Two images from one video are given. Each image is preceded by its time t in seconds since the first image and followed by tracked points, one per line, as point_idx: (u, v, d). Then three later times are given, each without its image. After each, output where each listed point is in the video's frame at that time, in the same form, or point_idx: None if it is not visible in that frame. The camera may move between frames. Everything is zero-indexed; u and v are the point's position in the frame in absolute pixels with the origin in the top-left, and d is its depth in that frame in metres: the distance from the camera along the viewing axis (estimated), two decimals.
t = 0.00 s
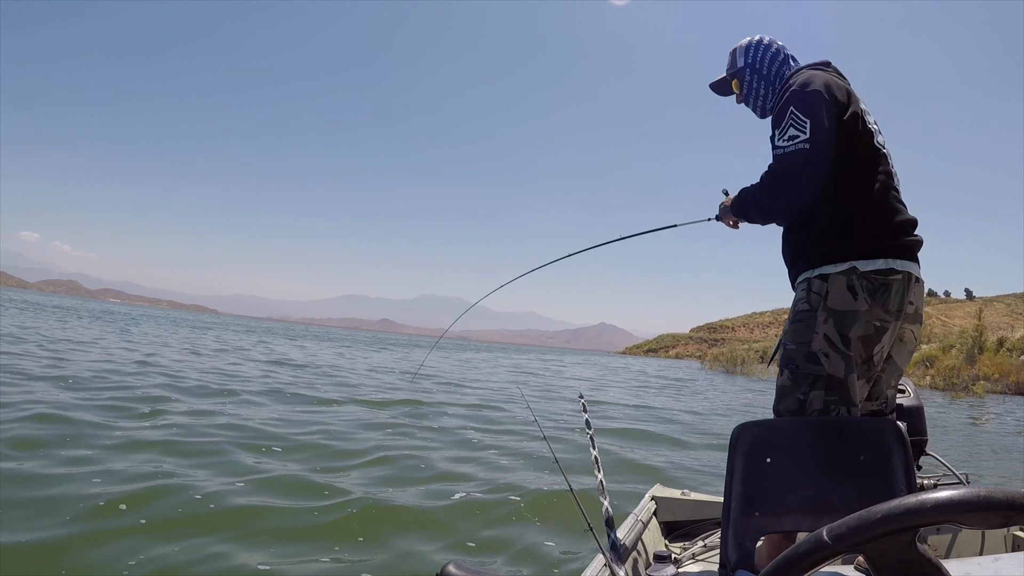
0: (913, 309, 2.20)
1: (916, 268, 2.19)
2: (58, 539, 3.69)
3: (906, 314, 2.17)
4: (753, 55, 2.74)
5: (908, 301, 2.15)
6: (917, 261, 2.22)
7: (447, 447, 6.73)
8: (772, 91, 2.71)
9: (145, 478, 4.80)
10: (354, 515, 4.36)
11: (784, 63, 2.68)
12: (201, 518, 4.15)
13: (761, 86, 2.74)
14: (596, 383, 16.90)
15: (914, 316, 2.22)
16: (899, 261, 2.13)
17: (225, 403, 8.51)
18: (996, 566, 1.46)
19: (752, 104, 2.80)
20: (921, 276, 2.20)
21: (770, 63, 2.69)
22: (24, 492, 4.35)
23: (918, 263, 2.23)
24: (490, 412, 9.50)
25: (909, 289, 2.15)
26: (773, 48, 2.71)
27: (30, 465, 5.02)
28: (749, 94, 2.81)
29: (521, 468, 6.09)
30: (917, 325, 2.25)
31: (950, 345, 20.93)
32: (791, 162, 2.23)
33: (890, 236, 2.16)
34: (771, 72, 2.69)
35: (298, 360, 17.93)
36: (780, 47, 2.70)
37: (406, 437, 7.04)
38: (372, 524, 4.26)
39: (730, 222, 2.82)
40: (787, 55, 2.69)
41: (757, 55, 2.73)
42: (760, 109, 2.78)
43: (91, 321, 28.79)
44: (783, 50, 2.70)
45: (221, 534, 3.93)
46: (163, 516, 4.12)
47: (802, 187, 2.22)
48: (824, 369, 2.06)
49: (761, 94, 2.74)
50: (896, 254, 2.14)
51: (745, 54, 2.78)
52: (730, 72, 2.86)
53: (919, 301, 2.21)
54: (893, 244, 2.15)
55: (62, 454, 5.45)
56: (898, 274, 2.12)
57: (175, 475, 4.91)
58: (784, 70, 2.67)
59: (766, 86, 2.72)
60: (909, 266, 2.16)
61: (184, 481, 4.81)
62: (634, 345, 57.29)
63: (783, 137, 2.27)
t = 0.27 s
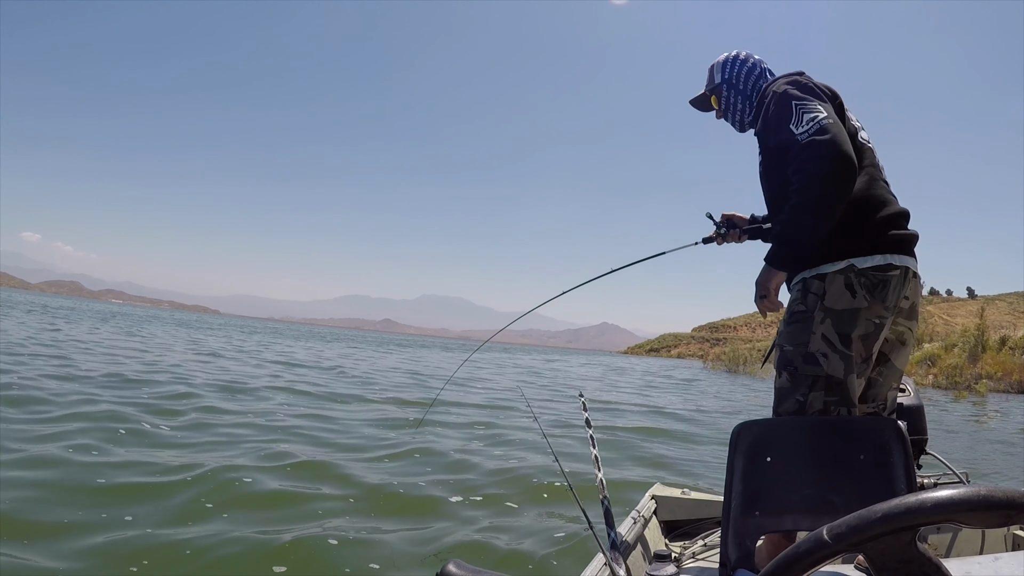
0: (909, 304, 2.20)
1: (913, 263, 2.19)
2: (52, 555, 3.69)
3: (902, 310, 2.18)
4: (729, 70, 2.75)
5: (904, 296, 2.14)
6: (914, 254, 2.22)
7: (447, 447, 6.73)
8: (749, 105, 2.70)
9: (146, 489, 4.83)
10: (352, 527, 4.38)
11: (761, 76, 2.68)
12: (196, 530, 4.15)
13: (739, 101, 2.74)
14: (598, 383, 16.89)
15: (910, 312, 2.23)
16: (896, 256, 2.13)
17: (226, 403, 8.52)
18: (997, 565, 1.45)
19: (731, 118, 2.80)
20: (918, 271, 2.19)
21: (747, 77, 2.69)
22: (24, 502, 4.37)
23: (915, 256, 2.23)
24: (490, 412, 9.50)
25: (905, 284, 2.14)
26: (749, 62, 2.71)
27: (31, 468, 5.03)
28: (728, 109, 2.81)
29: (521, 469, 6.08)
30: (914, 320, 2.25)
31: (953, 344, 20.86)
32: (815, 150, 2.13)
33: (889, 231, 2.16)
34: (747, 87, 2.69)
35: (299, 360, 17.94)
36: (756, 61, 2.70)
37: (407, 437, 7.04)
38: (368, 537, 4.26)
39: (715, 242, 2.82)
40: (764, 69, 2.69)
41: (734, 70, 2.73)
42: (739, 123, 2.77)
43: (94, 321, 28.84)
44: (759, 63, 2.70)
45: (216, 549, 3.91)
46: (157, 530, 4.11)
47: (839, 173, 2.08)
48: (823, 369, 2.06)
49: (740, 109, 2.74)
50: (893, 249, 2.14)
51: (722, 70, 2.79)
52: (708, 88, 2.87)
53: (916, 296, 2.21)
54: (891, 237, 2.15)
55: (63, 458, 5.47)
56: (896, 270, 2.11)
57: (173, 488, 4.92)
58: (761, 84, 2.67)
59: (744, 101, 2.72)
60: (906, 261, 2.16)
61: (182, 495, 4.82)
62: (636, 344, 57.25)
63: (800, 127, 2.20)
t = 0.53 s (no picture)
0: (908, 301, 2.21)
1: (912, 260, 2.19)
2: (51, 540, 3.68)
3: (901, 308, 2.18)
4: (709, 89, 2.76)
5: (901, 294, 2.15)
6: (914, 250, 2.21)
7: (448, 446, 6.74)
8: (732, 122, 2.71)
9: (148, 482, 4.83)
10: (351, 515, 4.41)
11: (740, 91, 2.69)
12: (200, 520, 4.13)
13: (721, 119, 2.74)
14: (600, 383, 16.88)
15: (909, 309, 2.23)
16: (895, 253, 2.13)
17: (228, 403, 8.53)
18: (996, 565, 1.45)
19: (715, 136, 2.81)
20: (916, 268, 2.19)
21: (727, 94, 2.70)
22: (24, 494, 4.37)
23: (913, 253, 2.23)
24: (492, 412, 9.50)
25: (904, 282, 2.15)
26: (728, 79, 2.71)
27: (34, 468, 5.04)
28: (712, 127, 2.81)
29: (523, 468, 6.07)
30: (913, 318, 2.25)
31: (955, 343, 20.79)
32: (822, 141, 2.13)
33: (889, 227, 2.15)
34: (728, 105, 2.69)
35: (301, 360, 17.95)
36: (735, 77, 2.71)
37: (408, 437, 7.04)
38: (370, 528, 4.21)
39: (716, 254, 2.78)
40: (744, 84, 2.70)
41: (713, 88, 2.74)
42: (723, 140, 2.77)
43: (97, 322, 28.87)
44: (738, 79, 2.70)
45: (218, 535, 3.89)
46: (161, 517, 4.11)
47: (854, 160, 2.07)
48: (824, 370, 2.07)
49: (723, 127, 2.74)
50: (893, 246, 2.14)
51: (702, 89, 2.79)
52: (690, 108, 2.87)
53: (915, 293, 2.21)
54: (893, 232, 2.15)
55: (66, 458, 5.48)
56: (895, 267, 2.11)
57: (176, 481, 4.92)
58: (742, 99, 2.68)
59: (726, 118, 2.72)
60: (905, 258, 2.16)
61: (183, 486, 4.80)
62: (638, 344, 57.23)
63: (799, 124, 2.21)
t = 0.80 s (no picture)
0: (905, 301, 2.20)
1: (909, 260, 2.18)
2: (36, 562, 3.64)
3: (898, 308, 2.18)
4: (707, 88, 2.77)
5: (899, 293, 2.14)
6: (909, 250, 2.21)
7: (448, 447, 6.74)
8: (730, 119, 2.70)
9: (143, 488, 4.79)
10: (345, 524, 4.46)
11: (737, 87, 2.68)
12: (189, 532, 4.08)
13: (721, 117, 2.74)
14: (601, 383, 16.87)
15: (908, 308, 2.22)
16: (891, 254, 2.12)
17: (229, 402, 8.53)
18: (994, 567, 1.45)
19: (717, 134, 2.81)
20: (913, 268, 2.19)
21: (724, 92, 2.70)
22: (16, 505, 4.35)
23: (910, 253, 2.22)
24: (492, 412, 9.48)
25: (901, 282, 2.15)
26: (724, 76, 2.71)
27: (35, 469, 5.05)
28: (713, 126, 2.82)
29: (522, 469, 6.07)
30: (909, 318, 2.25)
31: (958, 345, 20.74)
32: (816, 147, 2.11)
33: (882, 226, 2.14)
34: (725, 102, 2.70)
35: (303, 359, 17.97)
36: (731, 74, 2.70)
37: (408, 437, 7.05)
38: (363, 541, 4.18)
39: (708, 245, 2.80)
40: (741, 79, 2.68)
41: (711, 87, 2.75)
42: (725, 139, 2.77)
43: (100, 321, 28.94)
44: (735, 76, 2.70)
45: (207, 551, 3.84)
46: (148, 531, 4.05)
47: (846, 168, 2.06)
48: (821, 371, 2.07)
49: (723, 125, 2.75)
50: (889, 245, 2.13)
51: (701, 89, 2.81)
52: (691, 108, 2.90)
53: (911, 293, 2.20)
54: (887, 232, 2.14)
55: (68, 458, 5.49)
56: (892, 267, 2.10)
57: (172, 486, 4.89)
58: (738, 95, 2.67)
59: (724, 116, 2.73)
60: (902, 257, 2.15)
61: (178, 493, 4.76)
62: (640, 345, 57.20)
63: (790, 132, 2.17)
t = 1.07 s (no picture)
0: (900, 302, 2.18)
1: (904, 262, 2.16)
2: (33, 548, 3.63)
3: (894, 309, 2.16)
4: (717, 75, 2.76)
5: (894, 294, 2.13)
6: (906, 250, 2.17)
7: (449, 444, 6.75)
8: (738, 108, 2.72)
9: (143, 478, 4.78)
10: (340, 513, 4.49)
11: (746, 76, 2.67)
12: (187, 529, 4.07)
13: (730, 105, 2.76)
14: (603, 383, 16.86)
15: (905, 310, 2.20)
16: (884, 255, 2.10)
17: (230, 399, 8.55)
18: (993, 568, 1.44)
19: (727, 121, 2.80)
20: (908, 270, 2.17)
21: (733, 80, 2.70)
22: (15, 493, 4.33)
23: (906, 255, 2.18)
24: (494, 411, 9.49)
25: (896, 283, 2.12)
26: (735, 64, 2.71)
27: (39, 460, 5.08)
28: (723, 113, 2.83)
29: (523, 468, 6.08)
30: (906, 320, 2.22)
31: (961, 347, 20.69)
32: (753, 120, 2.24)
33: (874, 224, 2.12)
34: (733, 92, 2.70)
35: (305, 357, 18.01)
36: (742, 61, 2.69)
37: (409, 435, 7.06)
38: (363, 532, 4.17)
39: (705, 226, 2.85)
40: (751, 67, 2.67)
41: (721, 74, 2.74)
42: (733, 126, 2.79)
43: (105, 318, 29.05)
44: (745, 63, 2.69)
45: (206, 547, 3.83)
46: (146, 529, 4.03)
47: (730, 184, 2.25)
48: (814, 370, 2.06)
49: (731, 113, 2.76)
50: (882, 246, 2.10)
51: (711, 75, 2.80)
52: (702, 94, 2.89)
53: (907, 294, 2.18)
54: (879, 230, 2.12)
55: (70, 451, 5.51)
56: (885, 269, 2.09)
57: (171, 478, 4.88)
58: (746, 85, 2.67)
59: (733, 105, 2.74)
60: (896, 259, 2.13)
61: (176, 485, 4.75)
62: (642, 345, 57.14)
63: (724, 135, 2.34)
